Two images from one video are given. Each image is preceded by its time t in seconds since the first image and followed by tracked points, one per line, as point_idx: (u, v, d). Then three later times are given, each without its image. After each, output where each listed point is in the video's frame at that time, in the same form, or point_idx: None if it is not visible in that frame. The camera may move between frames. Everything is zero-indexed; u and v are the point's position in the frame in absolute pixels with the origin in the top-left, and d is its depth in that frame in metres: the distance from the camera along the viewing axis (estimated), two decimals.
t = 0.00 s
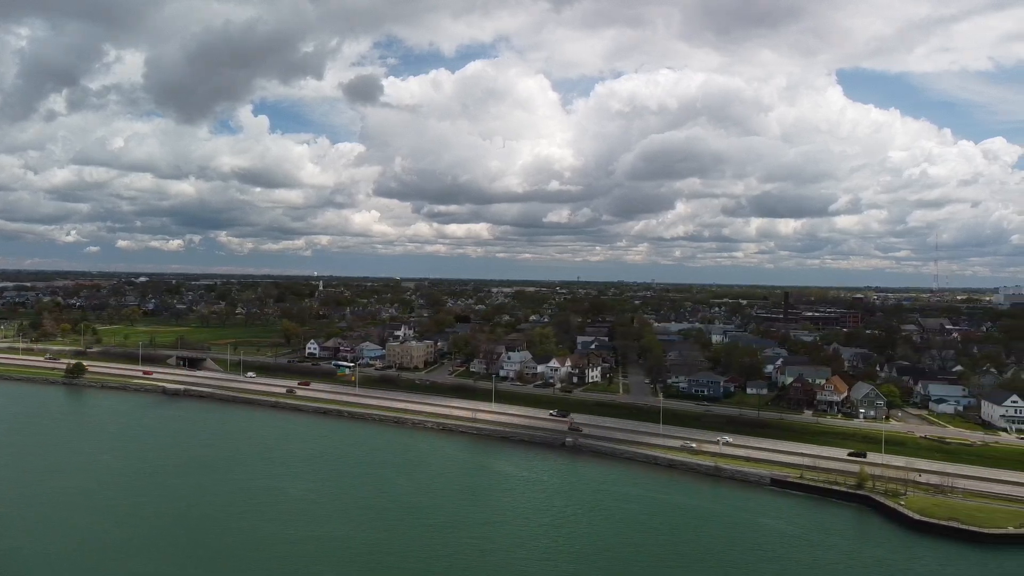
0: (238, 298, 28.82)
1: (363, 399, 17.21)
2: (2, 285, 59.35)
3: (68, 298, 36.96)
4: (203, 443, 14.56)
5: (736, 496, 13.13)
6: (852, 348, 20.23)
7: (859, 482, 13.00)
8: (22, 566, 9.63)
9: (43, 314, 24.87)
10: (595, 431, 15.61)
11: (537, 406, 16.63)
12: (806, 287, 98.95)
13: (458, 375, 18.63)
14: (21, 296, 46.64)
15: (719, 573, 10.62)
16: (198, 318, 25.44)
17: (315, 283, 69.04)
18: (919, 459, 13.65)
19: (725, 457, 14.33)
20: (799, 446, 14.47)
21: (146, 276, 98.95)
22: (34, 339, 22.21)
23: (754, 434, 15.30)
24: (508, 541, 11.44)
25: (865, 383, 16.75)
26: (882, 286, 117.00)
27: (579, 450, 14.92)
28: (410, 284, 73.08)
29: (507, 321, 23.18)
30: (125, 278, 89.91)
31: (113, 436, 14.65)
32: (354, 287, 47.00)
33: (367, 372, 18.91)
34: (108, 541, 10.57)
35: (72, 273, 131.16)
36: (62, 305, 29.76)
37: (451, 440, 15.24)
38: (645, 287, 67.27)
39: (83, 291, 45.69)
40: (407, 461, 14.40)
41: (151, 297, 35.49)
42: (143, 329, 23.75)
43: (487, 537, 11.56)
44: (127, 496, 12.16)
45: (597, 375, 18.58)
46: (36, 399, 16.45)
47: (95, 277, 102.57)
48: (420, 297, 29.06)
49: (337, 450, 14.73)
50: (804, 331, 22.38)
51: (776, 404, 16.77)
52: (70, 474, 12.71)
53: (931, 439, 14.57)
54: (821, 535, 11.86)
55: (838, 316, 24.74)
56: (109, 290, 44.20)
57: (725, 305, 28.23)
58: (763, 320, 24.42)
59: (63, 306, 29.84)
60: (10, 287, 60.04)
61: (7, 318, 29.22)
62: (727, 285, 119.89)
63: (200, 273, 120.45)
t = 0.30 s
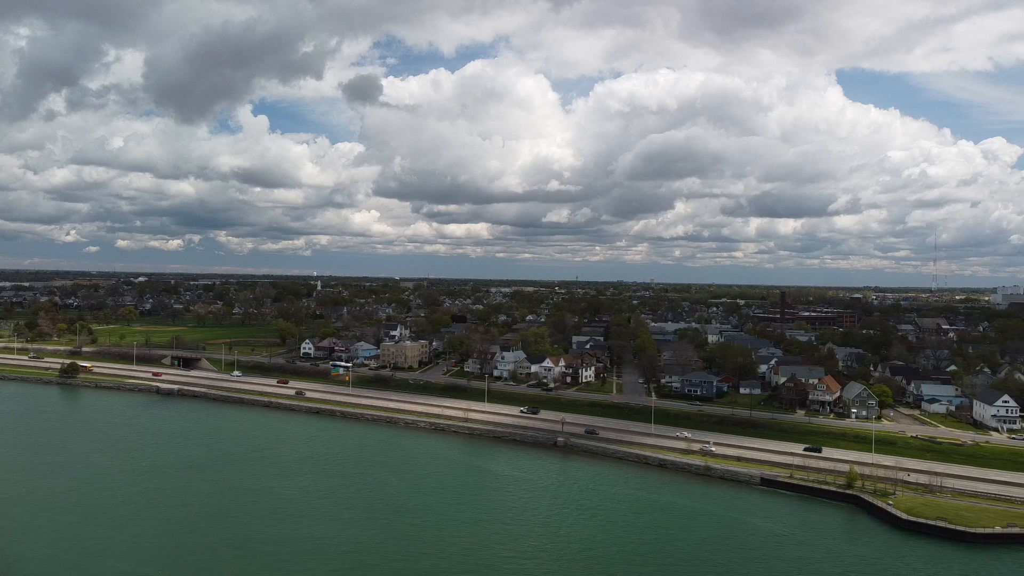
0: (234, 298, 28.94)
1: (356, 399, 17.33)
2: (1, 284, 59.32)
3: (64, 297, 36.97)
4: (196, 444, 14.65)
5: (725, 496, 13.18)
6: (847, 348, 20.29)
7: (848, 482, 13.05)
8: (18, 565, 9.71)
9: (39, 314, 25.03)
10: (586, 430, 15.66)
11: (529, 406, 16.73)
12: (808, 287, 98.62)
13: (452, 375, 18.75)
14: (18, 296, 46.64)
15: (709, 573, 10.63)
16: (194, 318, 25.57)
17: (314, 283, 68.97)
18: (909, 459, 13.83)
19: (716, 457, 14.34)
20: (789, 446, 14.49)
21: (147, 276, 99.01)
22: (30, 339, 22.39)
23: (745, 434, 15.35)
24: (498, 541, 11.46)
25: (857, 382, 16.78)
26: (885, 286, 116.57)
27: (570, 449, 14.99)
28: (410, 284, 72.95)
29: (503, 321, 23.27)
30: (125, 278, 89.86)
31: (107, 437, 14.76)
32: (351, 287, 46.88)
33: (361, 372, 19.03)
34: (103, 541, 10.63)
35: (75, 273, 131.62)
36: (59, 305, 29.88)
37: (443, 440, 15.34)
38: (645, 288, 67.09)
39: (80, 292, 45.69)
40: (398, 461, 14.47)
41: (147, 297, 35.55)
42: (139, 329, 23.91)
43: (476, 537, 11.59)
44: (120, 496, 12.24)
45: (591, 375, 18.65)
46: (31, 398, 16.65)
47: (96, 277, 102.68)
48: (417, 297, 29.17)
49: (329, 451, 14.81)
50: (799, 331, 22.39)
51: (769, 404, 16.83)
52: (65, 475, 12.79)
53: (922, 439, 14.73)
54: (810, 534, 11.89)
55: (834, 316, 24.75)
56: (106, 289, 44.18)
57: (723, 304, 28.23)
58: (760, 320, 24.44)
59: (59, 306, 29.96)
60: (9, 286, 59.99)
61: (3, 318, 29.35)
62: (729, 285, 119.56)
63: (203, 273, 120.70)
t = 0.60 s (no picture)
0: (231, 298, 29.07)
1: (349, 398, 17.46)
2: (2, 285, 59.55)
3: (61, 298, 37.09)
4: (188, 446, 14.74)
5: (714, 495, 13.24)
6: (842, 348, 20.31)
7: (838, 481, 13.09)
8: (11, 566, 9.80)
9: (36, 314, 25.21)
10: (577, 430, 15.73)
11: (522, 406, 16.81)
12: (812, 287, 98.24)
13: (446, 375, 18.85)
14: (16, 296, 46.81)
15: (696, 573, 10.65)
16: (191, 318, 25.70)
17: (316, 283, 69.04)
18: (899, 458, 13.93)
19: (706, 457, 14.38)
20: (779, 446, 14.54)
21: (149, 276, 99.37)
22: (26, 339, 22.57)
23: (736, 433, 15.39)
24: (487, 542, 11.51)
25: (850, 382, 16.81)
26: (890, 286, 116.06)
27: (561, 449, 15.05)
28: (410, 284, 72.76)
29: (499, 321, 23.36)
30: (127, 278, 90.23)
31: (100, 438, 14.87)
32: (350, 287, 46.68)
33: (356, 372, 19.13)
34: (92, 542, 10.69)
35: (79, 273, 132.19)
36: (56, 305, 30.05)
37: (434, 441, 15.43)
38: (647, 288, 66.87)
39: (78, 292, 45.82)
40: (389, 461, 14.54)
41: (145, 298, 35.64)
42: (135, 329, 24.06)
43: (465, 537, 11.63)
44: (111, 496, 12.33)
45: (585, 375, 18.71)
46: (25, 399, 16.81)
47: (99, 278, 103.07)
48: (414, 297, 29.25)
49: (321, 451, 14.89)
50: (795, 331, 22.40)
51: (761, 403, 16.87)
52: (57, 475, 12.88)
53: (913, 438, 14.83)
54: (797, 534, 11.91)
55: (831, 316, 24.73)
56: (104, 290, 44.32)
57: (721, 304, 28.24)
58: (757, 320, 24.45)
59: (57, 306, 30.12)
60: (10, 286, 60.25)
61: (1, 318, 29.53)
62: (733, 285, 119.17)
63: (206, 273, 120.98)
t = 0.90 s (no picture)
0: (228, 298, 29.21)
1: (342, 398, 17.57)
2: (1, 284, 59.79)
3: (57, 298, 37.23)
4: (180, 447, 14.85)
5: (704, 494, 13.28)
6: (836, 348, 20.35)
7: (827, 481, 13.12)
8: (2, 565, 9.90)
9: (31, 314, 25.38)
10: (568, 430, 15.79)
11: (515, 407, 16.88)
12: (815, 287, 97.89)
13: (440, 374, 18.94)
14: (14, 296, 47.00)
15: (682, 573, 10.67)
16: (187, 318, 25.83)
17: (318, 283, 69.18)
18: (889, 458, 13.99)
19: (696, 456, 14.41)
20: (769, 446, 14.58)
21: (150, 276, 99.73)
22: (21, 339, 22.73)
23: (726, 433, 15.43)
24: (475, 541, 11.56)
25: (842, 382, 16.84)
26: (893, 286, 115.60)
27: (553, 448, 15.12)
28: (410, 284, 72.93)
29: (495, 321, 23.44)
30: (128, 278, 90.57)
31: (93, 439, 14.98)
32: (348, 287, 46.60)
33: (350, 372, 19.23)
34: (83, 541, 10.79)
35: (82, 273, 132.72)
36: (53, 305, 30.21)
37: (426, 441, 15.52)
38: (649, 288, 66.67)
39: (75, 292, 45.99)
40: (380, 462, 14.61)
41: (142, 298, 35.81)
42: (130, 329, 24.21)
43: (453, 537, 11.68)
44: (103, 496, 12.43)
45: (578, 375, 18.77)
46: (19, 399, 16.98)
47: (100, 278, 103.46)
48: (412, 297, 29.36)
49: (312, 452, 14.97)
50: (791, 331, 22.41)
51: (754, 403, 16.90)
52: (50, 475, 13.00)
53: (904, 438, 14.90)
54: (785, 534, 11.93)
55: (828, 317, 24.73)
56: (100, 290, 44.49)
57: (718, 304, 28.25)
58: (753, 320, 24.45)
59: (53, 306, 30.29)
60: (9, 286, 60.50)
61: None
62: (736, 285, 118.82)
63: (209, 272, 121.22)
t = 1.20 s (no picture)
0: (220, 298, 29.31)
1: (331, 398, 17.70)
2: None
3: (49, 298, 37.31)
4: (169, 448, 14.94)
5: (689, 493, 13.35)
6: (826, 348, 20.43)
7: (811, 480, 13.19)
8: None
9: (22, 314, 25.49)
10: (555, 429, 15.88)
11: (503, 406, 16.97)
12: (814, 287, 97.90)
13: (430, 374, 19.02)
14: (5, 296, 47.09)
15: (664, 572, 10.73)
16: (178, 318, 25.94)
17: (316, 283, 69.24)
18: (874, 457, 14.08)
19: (682, 456, 14.47)
20: (754, 446, 14.66)
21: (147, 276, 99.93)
22: (11, 339, 22.85)
23: (712, 433, 15.50)
24: (458, 541, 11.62)
25: (830, 382, 16.91)
26: (893, 287, 115.53)
27: (540, 448, 15.20)
28: (406, 284, 73.13)
29: (487, 321, 23.53)
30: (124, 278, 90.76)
31: (81, 439, 15.05)
32: (342, 287, 47.17)
33: (340, 372, 19.33)
34: (68, 541, 10.87)
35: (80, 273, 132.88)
36: (45, 305, 30.33)
37: (414, 441, 15.61)
38: (646, 288, 66.63)
39: (67, 292, 46.10)
40: (368, 462, 14.69)
41: (135, 298, 35.88)
42: (121, 329, 24.32)
43: (436, 537, 11.75)
44: (90, 496, 12.50)
45: (568, 375, 18.83)
46: (8, 399, 17.10)
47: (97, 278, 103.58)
48: (405, 297, 29.44)
49: (299, 452, 15.05)
50: (781, 331, 22.47)
51: (741, 403, 16.98)
52: (38, 475, 13.08)
53: (889, 438, 15.00)
54: (767, 533, 11.99)
55: (819, 317, 24.79)
56: (93, 290, 44.63)
57: (711, 304, 28.31)
58: (745, 320, 24.50)
59: (45, 306, 30.40)
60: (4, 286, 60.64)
61: None
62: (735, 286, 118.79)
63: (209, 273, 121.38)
